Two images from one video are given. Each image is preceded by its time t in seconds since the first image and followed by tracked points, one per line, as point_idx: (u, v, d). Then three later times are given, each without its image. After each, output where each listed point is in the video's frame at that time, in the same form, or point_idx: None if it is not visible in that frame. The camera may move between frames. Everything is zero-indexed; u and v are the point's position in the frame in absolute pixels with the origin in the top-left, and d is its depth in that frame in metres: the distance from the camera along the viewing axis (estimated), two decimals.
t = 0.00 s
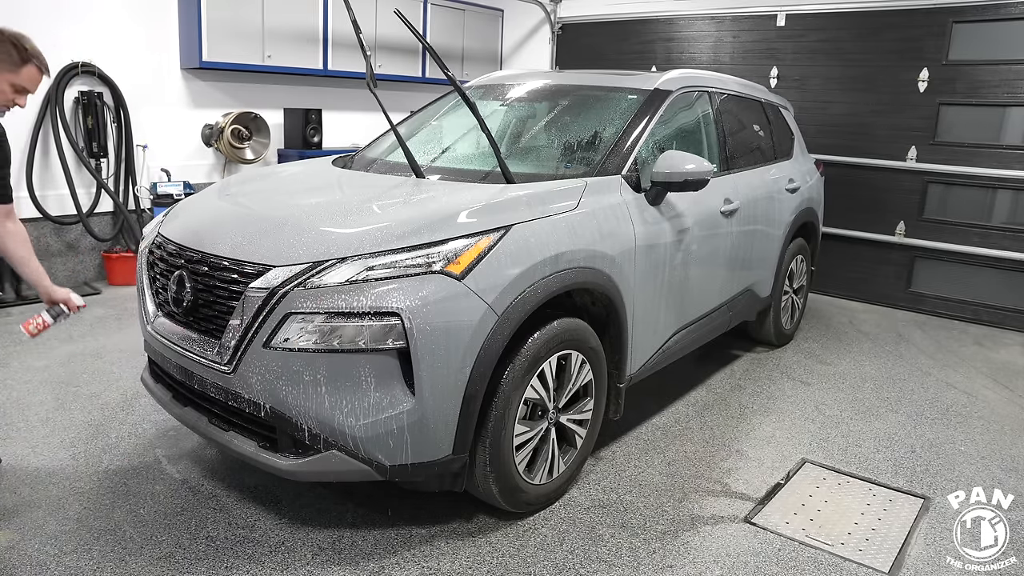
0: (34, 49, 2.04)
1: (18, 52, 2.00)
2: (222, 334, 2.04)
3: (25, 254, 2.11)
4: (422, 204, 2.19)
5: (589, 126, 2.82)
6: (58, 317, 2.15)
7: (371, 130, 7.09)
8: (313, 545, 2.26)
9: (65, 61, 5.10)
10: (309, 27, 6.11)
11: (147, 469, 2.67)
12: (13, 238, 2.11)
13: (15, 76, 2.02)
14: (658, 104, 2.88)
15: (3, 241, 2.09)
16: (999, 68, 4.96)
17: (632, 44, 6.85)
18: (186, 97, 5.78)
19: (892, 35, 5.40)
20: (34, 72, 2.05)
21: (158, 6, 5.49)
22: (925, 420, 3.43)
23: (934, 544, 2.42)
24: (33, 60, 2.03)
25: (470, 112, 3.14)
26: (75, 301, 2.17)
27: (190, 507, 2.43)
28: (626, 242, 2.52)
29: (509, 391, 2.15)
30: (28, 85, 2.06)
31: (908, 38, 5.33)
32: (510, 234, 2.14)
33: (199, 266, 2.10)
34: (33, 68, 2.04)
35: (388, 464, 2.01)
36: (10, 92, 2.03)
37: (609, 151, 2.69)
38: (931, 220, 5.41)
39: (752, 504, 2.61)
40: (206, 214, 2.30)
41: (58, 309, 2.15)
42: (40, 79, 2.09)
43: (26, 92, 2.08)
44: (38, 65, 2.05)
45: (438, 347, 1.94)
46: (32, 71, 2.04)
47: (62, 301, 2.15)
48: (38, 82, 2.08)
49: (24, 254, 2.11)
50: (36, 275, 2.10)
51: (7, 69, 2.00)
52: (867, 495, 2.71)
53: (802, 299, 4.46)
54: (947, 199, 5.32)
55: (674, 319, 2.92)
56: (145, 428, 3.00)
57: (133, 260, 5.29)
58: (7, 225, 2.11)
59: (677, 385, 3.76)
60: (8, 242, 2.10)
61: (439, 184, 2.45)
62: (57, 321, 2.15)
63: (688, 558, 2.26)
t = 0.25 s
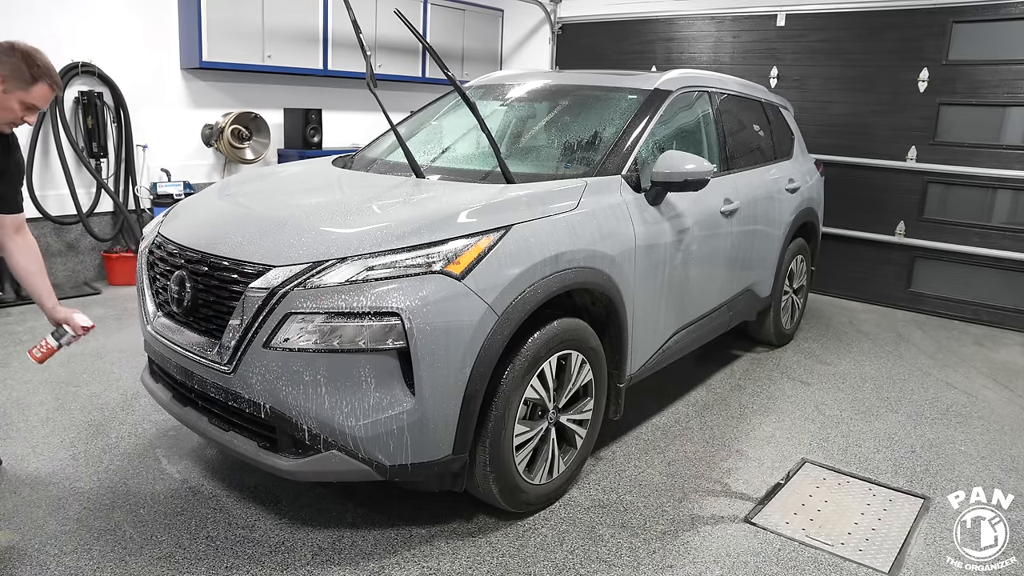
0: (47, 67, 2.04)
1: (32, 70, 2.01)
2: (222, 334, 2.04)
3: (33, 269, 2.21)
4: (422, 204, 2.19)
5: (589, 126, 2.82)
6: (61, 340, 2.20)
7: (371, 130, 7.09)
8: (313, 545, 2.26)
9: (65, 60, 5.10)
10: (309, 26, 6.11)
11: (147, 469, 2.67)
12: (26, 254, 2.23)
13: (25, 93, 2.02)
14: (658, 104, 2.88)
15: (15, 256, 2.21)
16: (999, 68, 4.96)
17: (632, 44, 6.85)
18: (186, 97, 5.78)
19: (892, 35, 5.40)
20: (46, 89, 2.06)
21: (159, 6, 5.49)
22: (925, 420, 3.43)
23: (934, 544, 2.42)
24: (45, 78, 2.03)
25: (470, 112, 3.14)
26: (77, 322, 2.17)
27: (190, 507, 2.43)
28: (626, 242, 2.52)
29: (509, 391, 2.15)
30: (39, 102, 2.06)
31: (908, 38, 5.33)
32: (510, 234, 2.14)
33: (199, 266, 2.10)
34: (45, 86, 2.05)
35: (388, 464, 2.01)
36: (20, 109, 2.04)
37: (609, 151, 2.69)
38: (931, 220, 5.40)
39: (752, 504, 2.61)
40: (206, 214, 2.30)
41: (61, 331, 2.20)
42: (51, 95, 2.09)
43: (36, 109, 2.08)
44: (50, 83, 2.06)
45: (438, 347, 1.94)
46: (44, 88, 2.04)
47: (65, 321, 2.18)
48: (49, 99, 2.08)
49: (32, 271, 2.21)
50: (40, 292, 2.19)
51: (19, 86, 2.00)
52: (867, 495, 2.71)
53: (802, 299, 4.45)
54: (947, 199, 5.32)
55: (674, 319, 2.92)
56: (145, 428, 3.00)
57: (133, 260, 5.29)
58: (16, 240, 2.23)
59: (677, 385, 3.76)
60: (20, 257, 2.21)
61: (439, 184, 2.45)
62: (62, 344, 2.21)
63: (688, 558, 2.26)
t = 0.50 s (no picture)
0: (53, 84, 1.87)
1: (39, 89, 1.84)
2: (222, 335, 2.04)
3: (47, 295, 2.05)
4: (422, 204, 2.19)
5: (589, 126, 2.82)
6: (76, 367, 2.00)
7: (371, 130, 7.09)
8: (313, 545, 2.25)
9: (65, 60, 5.10)
10: (309, 27, 6.11)
11: (147, 469, 2.67)
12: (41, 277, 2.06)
13: (33, 114, 1.86)
14: (658, 104, 2.88)
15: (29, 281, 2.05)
16: (999, 68, 4.96)
17: (632, 44, 6.85)
18: (186, 97, 5.78)
19: (892, 35, 5.40)
20: (54, 108, 1.89)
21: (159, 6, 5.49)
22: (925, 420, 3.43)
23: (934, 544, 2.42)
24: (52, 97, 1.87)
25: (470, 112, 3.14)
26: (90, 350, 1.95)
27: (190, 507, 2.43)
28: (626, 242, 2.52)
29: (509, 391, 2.15)
30: (45, 121, 1.90)
31: (908, 38, 5.33)
32: (510, 234, 2.14)
33: (199, 266, 2.10)
34: (53, 105, 1.88)
35: (388, 464, 2.01)
36: (25, 129, 1.89)
37: (609, 151, 2.69)
38: (931, 220, 5.40)
39: (752, 504, 2.61)
40: (206, 214, 2.30)
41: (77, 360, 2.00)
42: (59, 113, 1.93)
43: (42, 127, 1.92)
44: (58, 101, 1.89)
45: (438, 347, 1.94)
46: (51, 107, 1.88)
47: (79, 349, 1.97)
48: (56, 118, 1.92)
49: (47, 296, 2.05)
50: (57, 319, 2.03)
51: (23, 106, 1.84)
52: (867, 495, 2.71)
53: (802, 299, 4.45)
54: (947, 199, 5.32)
55: (674, 319, 2.92)
56: (145, 428, 3.00)
57: (133, 260, 5.30)
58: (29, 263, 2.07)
59: (677, 385, 3.76)
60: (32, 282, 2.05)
61: (439, 184, 2.45)
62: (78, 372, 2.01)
63: (688, 558, 2.26)
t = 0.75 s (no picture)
0: (61, 88, 1.75)
1: (48, 93, 1.73)
2: (222, 334, 2.04)
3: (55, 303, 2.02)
4: (422, 204, 2.19)
5: (589, 126, 2.82)
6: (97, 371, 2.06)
7: (371, 130, 7.09)
8: (313, 545, 2.26)
9: (65, 61, 5.10)
10: (309, 27, 6.11)
11: (147, 469, 2.67)
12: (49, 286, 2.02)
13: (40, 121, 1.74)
14: (658, 104, 2.88)
15: (33, 291, 2.00)
16: (999, 68, 4.96)
17: (632, 44, 6.85)
18: (186, 97, 5.78)
19: (892, 35, 5.40)
20: (63, 115, 1.78)
21: (158, 6, 5.49)
22: (925, 420, 3.43)
23: (934, 544, 2.42)
24: (62, 102, 1.75)
25: (470, 112, 3.14)
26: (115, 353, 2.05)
27: (190, 507, 2.43)
28: (626, 242, 2.52)
29: (509, 391, 2.15)
30: (54, 129, 1.78)
31: (908, 38, 5.33)
32: (510, 234, 2.14)
33: (199, 266, 2.10)
34: (62, 111, 1.77)
35: (388, 464, 2.01)
36: (32, 137, 1.76)
37: (609, 151, 2.69)
38: (931, 220, 5.40)
39: (752, 504, 2.61)
40: (206, 214, 2.30)
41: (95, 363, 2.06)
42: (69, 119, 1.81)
43: (50, 135, 1.80)
44: (67, 107, 1.78)
45: (438, 347, 1.94)
46: (60, 113, 1.76)
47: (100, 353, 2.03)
48: (66, 126, 1.80)
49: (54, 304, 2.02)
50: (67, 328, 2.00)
51: (30, 113, 1.72)
52: (867, 495, 2.71)
53: (802, 299, 4.46)
54: (947, 199, 5.32)
55: (674, 319, 2.92)
56: (144, 428, 3.00)
57: (133, 259, 5.30)
58: (35, 271, 2.02)
59: (678, 385, 3.76)
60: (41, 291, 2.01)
61: (439, 184, 2.44)
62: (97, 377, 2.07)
63: (688, 558, 2.26)
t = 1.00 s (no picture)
0: (82, 88, 1.64)
1: (71, 96, 1.62)
2: (222, 334, 2.04)
3: (79, 316, 1.91)
4: (422, 204, 2.19)
5: (589, 126, 2.82)
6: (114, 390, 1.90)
7: (371, 130, 7.09)
8: (313, 545, 2.26)
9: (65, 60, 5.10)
10: (310, 27, 6.11)
11: (147, 469, 2.67)
12: (72, 298, 1.91)
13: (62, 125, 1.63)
14: (658, 104, 2.88)
15: (56, 302, 1.89)
16: (999, 68, 4.96)
17: (632, 44, 6.85)
18: (186, 97, 5.78)
19: (892, 35, 5.40)
20: (88, 118, 1.67)
21: (159, 6, 5.49)
22: (925, 420, 3.43)
23: (934, 544, 2.42)
24: (86, 105, 1.64)
25: (470, 112, 3.14)
26: (134, 370, 1.93)
27: (190, 507, 2.43)
28: (625, 242, 2.52)
29: (509, 391, 2.15)
30: (78, 133, 1.68)
31: (908, 38, 5.33)
32: (510, 234, 2.14)
33: (199, 266, 2.10)
34: (86, 114, 1.66)
35: (388, 464, 2.01)
36: (57, 143, 1.66)
37: (609, 151, 2.69)
38: (931, 220, 5.40)
39: (752, 504, 2.61)
40: (206, 214, 2.30)
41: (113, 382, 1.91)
42: (94, 123, 1.70)
43: (75, 140, 1.69)
44: (92, 110, 1.67)
45: (438, 347, 1.94)
46: (85, 116, 1.65)
47: (118, 370, 1.92)
48: (91, 130, 1.69)
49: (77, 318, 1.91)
50: (88, 342, 1.89)
51: (53, 117, 1.62)
52: (867, 495, 2.71)
53: (802, 299, 4.46)
54: (947, 199, 5.32)
55: (673, 319, 2.92)
56: (144, 428, 3.00)
57: (133, 259, 5.30)
58: (57, 282, 1.90)
59: (678, 385, 3.76)
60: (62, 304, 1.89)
61: (439, 184, 2.44)
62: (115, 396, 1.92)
63: (688, 558, 2.26)
